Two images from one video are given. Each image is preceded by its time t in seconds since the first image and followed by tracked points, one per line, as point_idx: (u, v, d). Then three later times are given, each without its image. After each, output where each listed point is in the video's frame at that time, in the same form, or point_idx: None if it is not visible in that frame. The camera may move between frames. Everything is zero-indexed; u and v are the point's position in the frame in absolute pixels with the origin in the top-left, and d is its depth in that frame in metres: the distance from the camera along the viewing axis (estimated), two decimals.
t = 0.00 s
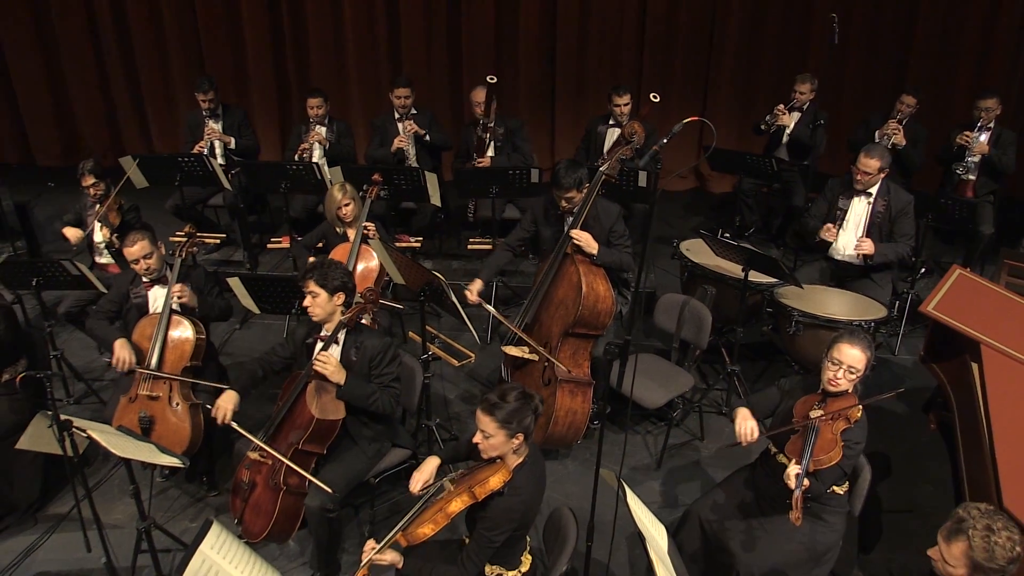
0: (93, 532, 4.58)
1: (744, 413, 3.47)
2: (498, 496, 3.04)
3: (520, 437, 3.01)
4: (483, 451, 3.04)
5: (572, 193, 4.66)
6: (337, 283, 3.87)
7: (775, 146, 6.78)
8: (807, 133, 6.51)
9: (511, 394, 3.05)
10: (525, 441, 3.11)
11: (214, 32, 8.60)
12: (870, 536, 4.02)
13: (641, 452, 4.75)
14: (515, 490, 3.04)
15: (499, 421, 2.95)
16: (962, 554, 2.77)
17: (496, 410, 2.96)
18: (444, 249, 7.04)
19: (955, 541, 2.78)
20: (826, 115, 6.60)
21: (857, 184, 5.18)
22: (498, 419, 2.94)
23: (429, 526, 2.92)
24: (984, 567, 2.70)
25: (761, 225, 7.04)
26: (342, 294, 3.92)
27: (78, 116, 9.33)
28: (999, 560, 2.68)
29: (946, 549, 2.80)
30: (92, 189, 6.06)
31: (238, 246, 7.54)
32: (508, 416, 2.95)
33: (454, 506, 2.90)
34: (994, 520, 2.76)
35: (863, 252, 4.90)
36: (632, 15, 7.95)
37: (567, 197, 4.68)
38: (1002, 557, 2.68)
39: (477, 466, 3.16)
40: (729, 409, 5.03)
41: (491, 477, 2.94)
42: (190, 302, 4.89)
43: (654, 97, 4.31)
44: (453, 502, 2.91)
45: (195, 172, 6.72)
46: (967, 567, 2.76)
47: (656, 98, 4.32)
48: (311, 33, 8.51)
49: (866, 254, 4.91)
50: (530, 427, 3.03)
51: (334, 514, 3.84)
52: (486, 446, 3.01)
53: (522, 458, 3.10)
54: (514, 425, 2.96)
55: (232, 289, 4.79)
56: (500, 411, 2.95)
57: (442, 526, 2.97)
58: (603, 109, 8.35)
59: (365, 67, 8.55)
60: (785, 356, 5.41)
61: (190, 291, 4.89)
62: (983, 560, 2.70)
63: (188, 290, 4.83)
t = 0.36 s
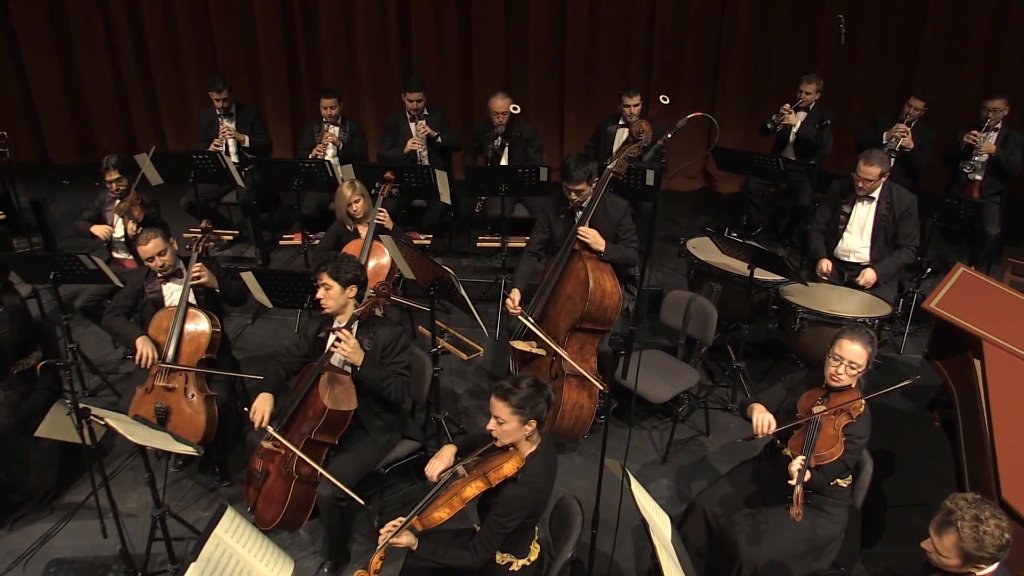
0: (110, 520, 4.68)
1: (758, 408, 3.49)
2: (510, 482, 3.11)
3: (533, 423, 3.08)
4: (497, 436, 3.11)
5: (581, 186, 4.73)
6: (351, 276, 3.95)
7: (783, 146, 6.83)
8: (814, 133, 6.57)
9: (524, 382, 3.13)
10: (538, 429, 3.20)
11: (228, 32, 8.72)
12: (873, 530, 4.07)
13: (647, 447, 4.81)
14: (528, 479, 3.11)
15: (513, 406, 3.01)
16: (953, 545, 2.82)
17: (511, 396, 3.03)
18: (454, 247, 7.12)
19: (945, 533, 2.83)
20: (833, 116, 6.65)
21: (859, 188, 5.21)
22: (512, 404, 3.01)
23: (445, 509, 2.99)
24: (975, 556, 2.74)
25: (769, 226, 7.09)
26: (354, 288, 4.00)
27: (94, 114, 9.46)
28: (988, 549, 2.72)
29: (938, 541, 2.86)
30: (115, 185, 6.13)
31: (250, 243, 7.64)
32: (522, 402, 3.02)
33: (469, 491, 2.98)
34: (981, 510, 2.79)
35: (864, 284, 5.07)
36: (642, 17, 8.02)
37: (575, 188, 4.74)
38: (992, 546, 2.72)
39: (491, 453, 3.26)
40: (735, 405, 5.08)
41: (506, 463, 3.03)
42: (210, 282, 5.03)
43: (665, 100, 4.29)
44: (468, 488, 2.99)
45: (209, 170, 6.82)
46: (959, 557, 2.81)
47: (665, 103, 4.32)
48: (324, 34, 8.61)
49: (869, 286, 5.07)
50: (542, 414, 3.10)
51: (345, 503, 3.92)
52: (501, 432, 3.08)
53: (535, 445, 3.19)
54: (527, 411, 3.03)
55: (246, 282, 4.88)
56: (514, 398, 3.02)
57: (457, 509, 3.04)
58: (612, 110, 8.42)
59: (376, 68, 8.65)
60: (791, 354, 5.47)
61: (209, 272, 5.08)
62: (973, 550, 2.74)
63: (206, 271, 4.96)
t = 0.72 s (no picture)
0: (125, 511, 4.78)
1: (710, 411, 3.77)
2: (522, 480, 3.17)
3: (545, 425, 3.14)
4: (510, 434, 3.17)
5: (591, 180, 4.79)
6: (362, 271, 4.04)
7: (790, 148, 6.88)
8: (820, 135, 6.62)
9: (538, 383, 3.16)
10: (550, 429, 3.25)
11: (241, 34, 8.83)
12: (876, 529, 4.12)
13: (653, 444, 4.87)
14: (536, 475, 3.17)
15: (525, 408, 3.07)
16: (966, 544, 2.85)
17: (523, 398, 3.08)
18: (463, 247, 7.20)
19: (960, 530, 2.86)
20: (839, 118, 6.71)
21: (867, 181, 5.26)
22: (524, 406, 3.07)
23: (453, 507, 3.05)
24: (988, 555, 2.81)
25: (775, 227, 7.15)
26: (365, 284, 4.09)
27: (108, 114, 9.59)
28: (1002, 550, 2.78)
29: (951, 537, 2.87)
30: (136, 181, 6.29)
31: (262, 242, 7.74)
32: (534, 404, 3.07)
33: (477, 489, 3.03)
34: (998, 511, 2.85)
35: (872, 245, 5.04)
36: (651, 19, 8.08)
37: (585, 183, 4.79)
38: (1006, 547, 2.78)
39: (500, 449, 3.29)
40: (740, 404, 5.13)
41: (515, 462, 3.08)
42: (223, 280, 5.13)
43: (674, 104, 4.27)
44: (476, 485, 3.05)
45: (223, 169, 6.92)
46: (970, 553, 2.85)
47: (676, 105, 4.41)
48: (336, 36, 8.72)
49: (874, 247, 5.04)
50: (555, 416, 3.15)
51: (354, 494, 3.99)
52: (512, 431, 3.16)
53: (546, 443, 3.25)
54: (539, 413, 3.09)
55: (258, 279, 4.95)
56: (527, 400, 3.06)
57: (465, 508, 3.10)
58: (620, 112, 8.49)
59: (387, 68, 8.74)
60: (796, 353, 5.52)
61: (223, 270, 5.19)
62: (987, 550, 2.80)
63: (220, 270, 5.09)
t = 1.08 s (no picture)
0: (139, 503, 4.87)
1: (737, 429, 3.75)
2: (530, 473, 3.22)
3: (552, 419, 3.18)
4: (516, 427, 3.21)
5: (602, 179, 4.98)
6: (360, 271, 4.08)
7: (796, 151, 6.94)
8: (827, 138, 6.68)
9: (547, 379, 3.20)
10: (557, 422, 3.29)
11: (254, 37, 8.95)
12: (879, 526, 4.16)
13: (658, 442, 4.93)
14: (544, 467, 3.23)
15: (533, 402, 3.12)
16: (966, 539, 2.90)
17: (533, 391, 3.12)
18: (472, 248, 7.29)
19: (961, 526, 2.90)
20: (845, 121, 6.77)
21: (872, 180, 5.32)
22: (533, 400, 3.11)
23: (465, 497, 3.08)
24: (987, 551, 2.85)
25: (782, 230, 7.20)
26: (366, 283, 4.12)
27: (123, 116, 9.73)
28: (1001, 546, 2.82)
29: (951, 532, 2.93)
30: (157, 180, 6.35)
31: (274, 242, 7.84)
32: (543, 398, 3.12)
33: (488, 480, 3.09)
34: (998, 508, 2.88)
35: (875, 263, 5.17)
36: (659, 24, 8.16)
37: (596, 182, 4.99)
38: (1005, 543, 2.82)
39: (507, 442, 3.34)
40: (746, 404, 5.19)
41: (524, 454, 3.14)
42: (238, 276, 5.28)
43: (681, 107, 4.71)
44: (488, 476, 3.11)
45: (236, 169, 7.03)
46: (969, 548, 2.90)
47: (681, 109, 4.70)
48: (347, 39, 8.83)
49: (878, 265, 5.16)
50: (562, 411, 3.20)
51: (363, 486, 4.05)
52: (520, 424, 3.20)
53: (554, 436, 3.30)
54: (546, 407, 3.13)
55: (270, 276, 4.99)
56: (535, 394, 3.11)
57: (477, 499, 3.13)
58: (628, 115, 8.56)
59: (397, 71, 8.83)
60: (801, 354, 5.57)
61: (239, 265, 5.34)
62: (987, 545, 2.84)
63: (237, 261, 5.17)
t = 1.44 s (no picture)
0: (154, 496, 4.96)
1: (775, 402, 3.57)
2: (537, 456, 3.30)
3: (553, 401, 3.27)
4: (521, 414, 3.30)
5: (610, 178, 5.06)
6: (349, 287, 4.04)
7: (803, 156, 7.00)
8: (833, 142, 6.74)
9: (544, 360, 3.31)
10: (559, 407, 3.38)
11: (267, 42, 9.08)
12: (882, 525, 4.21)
13: (664, 441, 4.99)
14: (546, 452, 3.30)
15: (534, 384, 3.21)
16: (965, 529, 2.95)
17: (532, 373, 3.22)
18: (481, 249, 7.37)
19: (960, 516, 2.96)
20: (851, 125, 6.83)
21: (880, 180, 5.36)
22: (534, 382, 3.21)
23: (478, 481, 3.14)
24: (987, 540, 2.90)
25: (789, 233, 7.26)
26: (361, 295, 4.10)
27: (137, 119, 9.87)
28: (1000, 534, 2.87)
29: (951, 523, 2.98)
30: (176, 177, 6.47)
31: (286, 243, 7.95)
32: (543, 379, 3.21)
33: (500, 464, 3.15)
34: (995, 497, 2.94)
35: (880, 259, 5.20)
36: (667, 30, 8.23)
37: (605, 181, 5.06)
38: (1004, 531, 2.86)
39: (514, 431, 3.41)
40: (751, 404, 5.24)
41: (532, 438, 3.19)
42: (251, 274, 5.36)
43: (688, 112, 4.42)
44: (500, 460, 3.15)
45: (249, 171, 7.14)
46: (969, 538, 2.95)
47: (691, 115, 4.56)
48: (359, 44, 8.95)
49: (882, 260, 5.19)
50: (561, 392, 3.29)
51: (374, 481, 4.12)
52: (523, 410, 3.27)
53: (556, 422, 3.37)
54: (547, 388, 3.23)
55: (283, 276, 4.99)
56: (534, 375, 3.21)
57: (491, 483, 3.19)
58: (637, 120, 8.64)
59: (408, 75, 8.94)
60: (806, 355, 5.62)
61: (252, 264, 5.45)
62: (987, 534, 2.89)
63: (247, 263, 5.28)
